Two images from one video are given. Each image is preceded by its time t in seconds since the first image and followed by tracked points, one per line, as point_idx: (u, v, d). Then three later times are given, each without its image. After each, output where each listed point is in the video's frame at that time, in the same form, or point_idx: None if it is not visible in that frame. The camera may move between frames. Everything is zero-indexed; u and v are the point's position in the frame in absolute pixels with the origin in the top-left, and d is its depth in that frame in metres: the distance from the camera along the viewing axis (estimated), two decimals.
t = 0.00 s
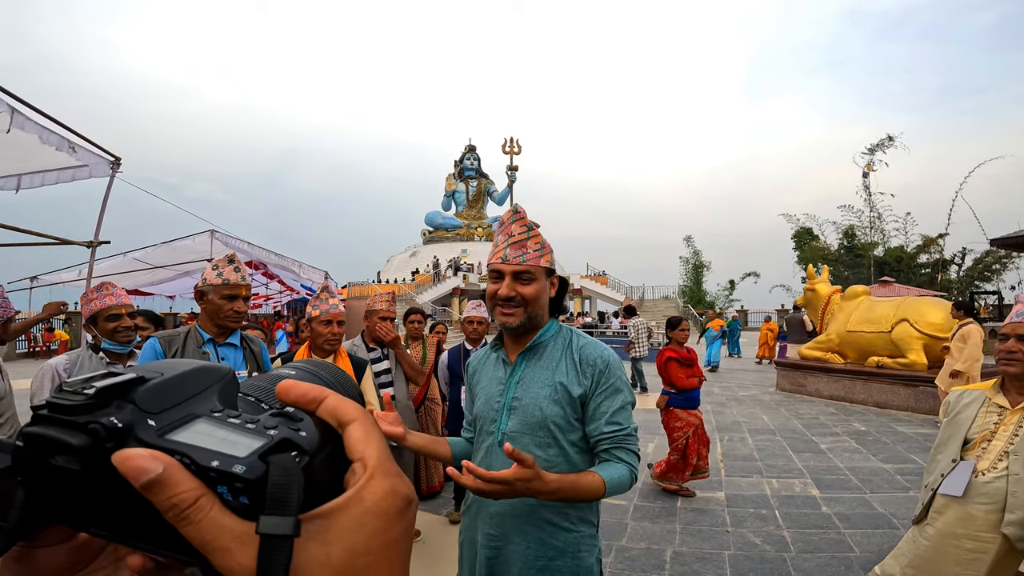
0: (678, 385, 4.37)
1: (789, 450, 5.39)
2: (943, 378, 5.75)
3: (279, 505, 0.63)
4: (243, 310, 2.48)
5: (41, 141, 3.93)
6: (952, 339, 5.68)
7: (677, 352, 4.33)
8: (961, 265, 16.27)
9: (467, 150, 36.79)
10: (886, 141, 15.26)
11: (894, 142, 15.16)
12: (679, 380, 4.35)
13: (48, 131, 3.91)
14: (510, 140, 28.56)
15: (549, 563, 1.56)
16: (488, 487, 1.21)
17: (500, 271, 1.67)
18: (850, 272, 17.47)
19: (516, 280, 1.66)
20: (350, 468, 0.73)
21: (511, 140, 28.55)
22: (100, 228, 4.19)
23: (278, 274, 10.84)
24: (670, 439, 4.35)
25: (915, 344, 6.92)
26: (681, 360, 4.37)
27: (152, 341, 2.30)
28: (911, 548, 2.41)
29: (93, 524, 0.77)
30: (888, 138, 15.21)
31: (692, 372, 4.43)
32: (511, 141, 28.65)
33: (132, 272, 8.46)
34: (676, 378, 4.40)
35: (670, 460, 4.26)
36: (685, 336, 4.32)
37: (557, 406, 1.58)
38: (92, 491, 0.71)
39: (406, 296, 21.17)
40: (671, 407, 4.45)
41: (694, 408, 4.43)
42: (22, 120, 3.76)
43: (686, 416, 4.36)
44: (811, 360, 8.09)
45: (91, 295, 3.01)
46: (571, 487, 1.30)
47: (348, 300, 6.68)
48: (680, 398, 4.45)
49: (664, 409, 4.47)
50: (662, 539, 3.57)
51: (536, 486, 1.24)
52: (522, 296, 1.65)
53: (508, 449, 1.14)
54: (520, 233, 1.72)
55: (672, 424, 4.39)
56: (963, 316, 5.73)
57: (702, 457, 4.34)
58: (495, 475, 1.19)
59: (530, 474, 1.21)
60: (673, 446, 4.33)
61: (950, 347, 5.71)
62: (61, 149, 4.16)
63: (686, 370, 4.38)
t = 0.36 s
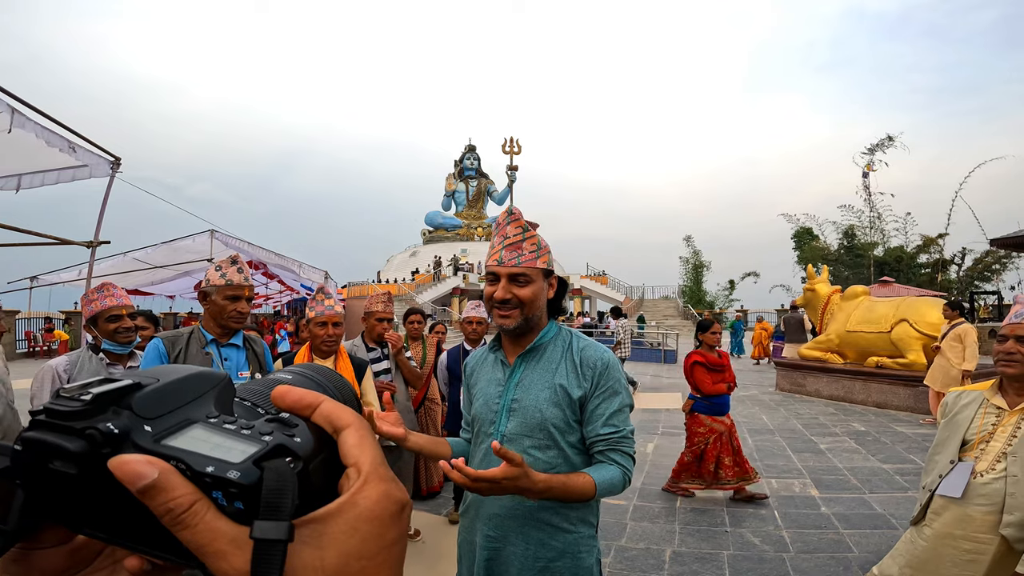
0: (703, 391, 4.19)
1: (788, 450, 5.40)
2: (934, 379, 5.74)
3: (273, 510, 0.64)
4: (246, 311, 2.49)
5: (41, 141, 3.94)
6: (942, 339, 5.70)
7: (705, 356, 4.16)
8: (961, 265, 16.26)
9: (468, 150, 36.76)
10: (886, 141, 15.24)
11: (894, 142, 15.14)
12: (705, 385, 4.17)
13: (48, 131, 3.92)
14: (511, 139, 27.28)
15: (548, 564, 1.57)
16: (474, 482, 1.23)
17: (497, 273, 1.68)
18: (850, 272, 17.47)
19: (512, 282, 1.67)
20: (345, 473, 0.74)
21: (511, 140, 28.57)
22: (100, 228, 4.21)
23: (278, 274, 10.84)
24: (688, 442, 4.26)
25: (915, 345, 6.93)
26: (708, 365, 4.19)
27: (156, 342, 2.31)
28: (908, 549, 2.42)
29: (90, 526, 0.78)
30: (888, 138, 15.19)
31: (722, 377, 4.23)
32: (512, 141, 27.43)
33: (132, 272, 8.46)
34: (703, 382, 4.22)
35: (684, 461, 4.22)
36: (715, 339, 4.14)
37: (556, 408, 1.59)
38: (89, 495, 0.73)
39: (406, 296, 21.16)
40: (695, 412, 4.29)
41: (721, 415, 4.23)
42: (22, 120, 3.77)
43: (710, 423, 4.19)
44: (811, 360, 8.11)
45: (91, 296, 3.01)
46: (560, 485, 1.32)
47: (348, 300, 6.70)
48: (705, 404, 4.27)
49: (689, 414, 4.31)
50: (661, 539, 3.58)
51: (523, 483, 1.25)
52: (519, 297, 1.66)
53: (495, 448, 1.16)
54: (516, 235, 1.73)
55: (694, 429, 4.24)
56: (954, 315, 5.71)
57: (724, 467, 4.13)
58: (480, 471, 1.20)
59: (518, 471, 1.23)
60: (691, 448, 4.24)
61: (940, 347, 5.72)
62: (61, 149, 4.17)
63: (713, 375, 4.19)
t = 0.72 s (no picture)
0: (742, 390, 4.07)
1: (788, 450, 5.41)
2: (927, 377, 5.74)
3: (261, 511, 0.65)
4: (250, 312, 2.49)
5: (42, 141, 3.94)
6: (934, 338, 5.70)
7: (743, 353, 4.07)
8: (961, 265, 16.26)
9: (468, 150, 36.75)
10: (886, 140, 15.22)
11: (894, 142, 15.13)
12: (743, 384, 4.06)
13: (48, 131, 3.93)
14: (510, 138, 26.89)
15: (548, 565, 1.57)
16: (472, 492, 1.24)
17: (498, 272, 1.69)
18: (850, 272, 17.47)
19: (513, 280, 1.68)
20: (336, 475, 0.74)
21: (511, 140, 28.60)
22: (100, 227, 4.22)
23: (278, 274, 10.86)
24: (731, 446, 4.11)
25: (914, 345, 6.93)
26: (745, 362, 4.10)
27: (160, 342, 2.33)
28: (905, 550, 2.42)
29: (83, 525, 0.79)
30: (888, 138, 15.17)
31: (759, 376, 4.14)
32: (512, 140, 26.91)
33: (132, 271, 8.46)
34: (740, 381, 4.12)
35: (727, 465, 4.03)
36: (749, 336, 4.05)
37: (556, 410, 1.60)
38: (80, 495, 0.73)
39: (406, 296, 21.16)
40: (733, 413, 4.17)
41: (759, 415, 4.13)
42: (23, 120, 3.78)
43: (750, 424, 4.07)
44: (811, 361, 8.12)
45: (92, 296, 3.02)
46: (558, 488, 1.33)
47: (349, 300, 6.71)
48: (743, 404, 4.13)
49: (726, 415, 4.19)
50: (660, 539, 3.59)
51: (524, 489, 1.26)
52: (520, 296, 1.67)
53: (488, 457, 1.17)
54: (517, 234, 1.74)
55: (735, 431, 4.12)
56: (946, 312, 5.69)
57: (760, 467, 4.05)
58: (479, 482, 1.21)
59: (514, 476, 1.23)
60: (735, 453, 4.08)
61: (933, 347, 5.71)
62: (61, 149, 4.18)
63: (751, 373, 4.10)
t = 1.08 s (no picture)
0: (771, 393, 3.87)
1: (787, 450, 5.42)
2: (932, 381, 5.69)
3: (259, 514, 0.66)
4: (250, 312, 2.50)
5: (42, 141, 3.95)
6: (933, 339, 5.72)
7: (774, 354, 3.87)
8: (961, 265, 16.26)
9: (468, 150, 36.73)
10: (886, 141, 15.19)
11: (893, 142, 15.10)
12: (772, 387, 3.85)
13: (48, 131, 3.93)
14: (510, 138, 26.90)
15: (548, 565, 1.58)
16: (466, 491, 1.25)
17: (497, 270, 1.70)
18: (850, 272, 17.48)
19: (512, 278, 1.68)
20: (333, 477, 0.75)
21: (511, 140, 28.61)
22: (100, 226, 4.24)
23: (278, 274, 10.87)
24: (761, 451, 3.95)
25: (914, 345, 6.94)
26: (777, 364, 3.91)
27: (160, 343, 2.32)
28: (904, 550, 2.43)
29: (82, 527, 0.79)
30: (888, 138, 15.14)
31: (789, 379, 3.95)
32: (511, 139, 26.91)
33: (132, 271, 8.47)
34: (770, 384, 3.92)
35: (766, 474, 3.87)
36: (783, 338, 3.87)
37: (557, 410, 1.60)
38: (78, 497, 0.74)
39: (406, 296, 21.19)
40: (759, 417, 3.98)
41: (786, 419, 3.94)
42: (24, 119, 3.78)
43: (778, 428, 3.88)
44: (810, 361, 8.13)
45: (93, 296, 3.03)
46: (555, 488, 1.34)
47: (349, 300, 6.72)
48: (771, 408, 3.95)
49: (752, 419, 4.00)
50: (659, 539, 3.60)
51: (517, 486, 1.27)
52: (519, 294, 1.67)
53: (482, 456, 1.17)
54: (516, 232, 1.75)
55: (762, 435, 3.95)
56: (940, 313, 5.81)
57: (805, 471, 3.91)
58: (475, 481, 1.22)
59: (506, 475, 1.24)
60: (767, 459, 3.93)
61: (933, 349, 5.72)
62: (62, 149, 4.19)
63: (782, 376, 3.90)
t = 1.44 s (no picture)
0: (811, 398, 3.75)
1: (787, 450, 5.43)
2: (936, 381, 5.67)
3: (255, 511, 0.66)
4: (234, 311, 2.51)
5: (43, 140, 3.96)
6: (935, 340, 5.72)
7: (809, 358, 3.77)
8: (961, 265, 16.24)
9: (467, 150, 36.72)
10: (886, 141, 15.18)
11: (893, 142, 15.09)
12: (812, 391, 3.73)
13: (49, 131, 3.94)
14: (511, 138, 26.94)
15: (546, 564, 1.59)
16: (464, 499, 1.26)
17: (498, 268, 1.71)
18: (850, 272, 17.48)
19: (513, 274, 1.69)
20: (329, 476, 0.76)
21: (511, 140, 28.57)
22: (100, 226, 4.25)
23: (278, 274, 10.88)
24: (800, 458, 3.81)
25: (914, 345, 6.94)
26: (813, 368, 3.80)
27: (142, 345, 2.30)
28: (903, 549, 2.44)
29: (81, 525, 0.80)
30: (888, 138, 15.13)
31: (828, 383, 3.82)
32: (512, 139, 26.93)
33: (132, 271, 8.48)
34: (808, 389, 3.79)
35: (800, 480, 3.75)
36: (815, 340, 3.78)
37: (557, 410, 1.61)
38: (77, 495, 0.75)
39: (406, 296, 21.21)
40: (800, 422, 3.85)
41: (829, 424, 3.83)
42: (23, 119, 3.79)
43: (822, 434, 3.77)
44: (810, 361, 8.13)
45: (93, 296, 3.03)
46: (558, 495, 1.32)
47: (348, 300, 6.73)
48: (811, 413, 3.83)
49: (793, 426, 3.86)
50: (659, 539, 3.61)
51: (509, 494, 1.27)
52: (520, 290, 1.68)
53: (478, 457, 1.18)
54: (517, 230, 1.76)
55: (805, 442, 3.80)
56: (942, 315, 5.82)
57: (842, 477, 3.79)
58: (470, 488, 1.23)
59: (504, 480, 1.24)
60: (805, 466, 3.80)
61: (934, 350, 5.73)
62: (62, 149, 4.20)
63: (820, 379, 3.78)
